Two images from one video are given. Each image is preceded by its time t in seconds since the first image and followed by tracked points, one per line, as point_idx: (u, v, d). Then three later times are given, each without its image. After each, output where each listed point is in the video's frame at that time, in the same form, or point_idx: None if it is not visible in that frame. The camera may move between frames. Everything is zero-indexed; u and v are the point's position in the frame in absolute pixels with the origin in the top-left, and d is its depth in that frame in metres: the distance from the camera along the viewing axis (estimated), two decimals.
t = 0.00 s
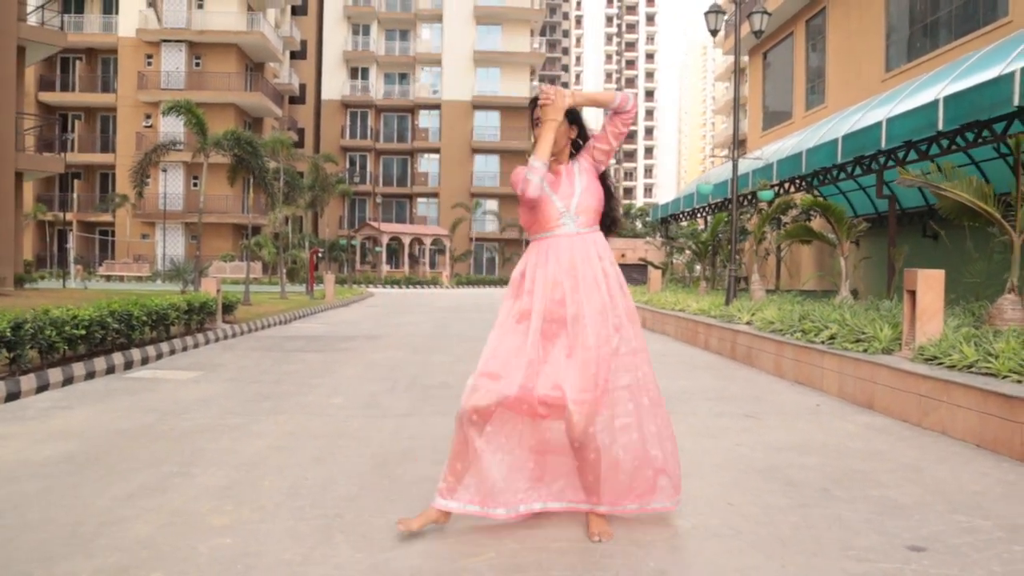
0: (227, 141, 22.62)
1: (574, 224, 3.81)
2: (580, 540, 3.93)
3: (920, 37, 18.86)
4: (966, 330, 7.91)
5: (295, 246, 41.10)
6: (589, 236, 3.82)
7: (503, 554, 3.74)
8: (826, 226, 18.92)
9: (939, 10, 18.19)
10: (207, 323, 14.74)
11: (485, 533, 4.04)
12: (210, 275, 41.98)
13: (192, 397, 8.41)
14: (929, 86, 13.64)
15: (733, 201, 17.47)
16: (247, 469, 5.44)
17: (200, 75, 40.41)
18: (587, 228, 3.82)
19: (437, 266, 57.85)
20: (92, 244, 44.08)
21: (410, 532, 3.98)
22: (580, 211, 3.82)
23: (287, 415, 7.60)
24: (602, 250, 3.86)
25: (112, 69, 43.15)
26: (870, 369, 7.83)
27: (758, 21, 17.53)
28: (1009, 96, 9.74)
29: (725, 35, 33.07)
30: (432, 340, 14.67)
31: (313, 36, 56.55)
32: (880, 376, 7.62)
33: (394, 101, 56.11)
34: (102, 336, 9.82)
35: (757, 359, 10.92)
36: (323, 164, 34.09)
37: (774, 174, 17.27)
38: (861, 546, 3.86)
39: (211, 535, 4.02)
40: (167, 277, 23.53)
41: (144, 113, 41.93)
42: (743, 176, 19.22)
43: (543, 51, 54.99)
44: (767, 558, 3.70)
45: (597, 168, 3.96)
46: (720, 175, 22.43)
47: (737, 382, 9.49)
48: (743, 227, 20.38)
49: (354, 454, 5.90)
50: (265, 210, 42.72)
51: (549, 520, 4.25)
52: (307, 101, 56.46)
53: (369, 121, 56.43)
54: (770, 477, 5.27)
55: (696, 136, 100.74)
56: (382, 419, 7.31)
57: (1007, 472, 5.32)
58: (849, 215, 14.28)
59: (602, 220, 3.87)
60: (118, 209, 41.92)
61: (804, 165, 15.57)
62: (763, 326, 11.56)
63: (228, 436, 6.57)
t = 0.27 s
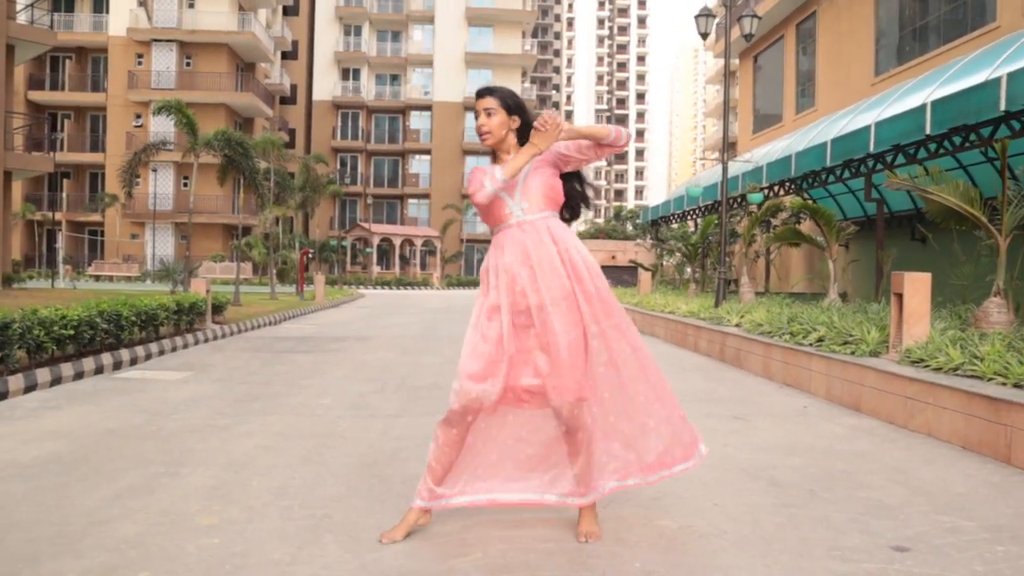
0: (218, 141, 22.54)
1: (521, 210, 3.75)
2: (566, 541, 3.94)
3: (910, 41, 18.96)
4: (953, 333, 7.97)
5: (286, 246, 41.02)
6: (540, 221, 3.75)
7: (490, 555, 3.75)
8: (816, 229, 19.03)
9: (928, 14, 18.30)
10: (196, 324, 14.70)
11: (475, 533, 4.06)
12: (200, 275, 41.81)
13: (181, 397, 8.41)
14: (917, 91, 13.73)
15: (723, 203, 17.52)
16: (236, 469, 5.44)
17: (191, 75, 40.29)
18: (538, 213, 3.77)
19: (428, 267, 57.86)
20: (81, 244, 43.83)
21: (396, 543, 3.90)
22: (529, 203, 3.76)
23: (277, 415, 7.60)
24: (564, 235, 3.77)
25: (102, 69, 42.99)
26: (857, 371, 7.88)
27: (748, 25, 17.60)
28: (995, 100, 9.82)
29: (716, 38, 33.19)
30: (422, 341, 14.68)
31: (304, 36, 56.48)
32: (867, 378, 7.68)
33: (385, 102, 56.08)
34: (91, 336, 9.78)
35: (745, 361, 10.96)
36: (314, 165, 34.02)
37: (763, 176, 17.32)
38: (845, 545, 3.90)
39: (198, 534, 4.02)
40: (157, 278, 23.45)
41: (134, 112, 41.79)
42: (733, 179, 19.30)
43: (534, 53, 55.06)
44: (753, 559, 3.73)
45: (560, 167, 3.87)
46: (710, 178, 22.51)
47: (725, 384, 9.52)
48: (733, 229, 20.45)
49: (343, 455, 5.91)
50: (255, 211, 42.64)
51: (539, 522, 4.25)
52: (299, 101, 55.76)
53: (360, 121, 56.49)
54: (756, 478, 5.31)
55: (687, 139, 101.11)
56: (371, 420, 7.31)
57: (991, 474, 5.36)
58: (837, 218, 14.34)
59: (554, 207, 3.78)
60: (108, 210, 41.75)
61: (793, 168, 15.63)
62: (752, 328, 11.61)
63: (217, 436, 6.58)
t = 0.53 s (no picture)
0: (211, 142, 22.52)
1: (454, 212, 3.77)
2: (560, 542, 3.95)
3: (903, 44, 19.04)
4: (944, 334, 8.01)
5: (279, 247, 40.96)
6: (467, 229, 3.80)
7: (485, 555, 3.76)
8: (809, 231, 19.10)
9: (920, 17, 18.37)
10: (190, 325, 14.67)
11: (469, 533, 4.07)
12: (194, 276, 41.73)
13: (174, 398, 8.40)
14: (909, 93, 13.79)
15: (716, 205, 17.57)
16: (230, 470, 5.44)
17: (184, 76, 40.24)
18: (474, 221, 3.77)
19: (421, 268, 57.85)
20: (74, 245, 43.70)
21: (386, 546, 3.87)
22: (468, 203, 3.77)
23: (271, 416, 7.61)
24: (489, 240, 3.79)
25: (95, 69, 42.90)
26: (849, 373, 7.92)
27: (741, 27, 17.65)
28: (987, 103, 9.87)
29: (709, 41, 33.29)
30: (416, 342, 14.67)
31: (298, 37, 56.47)
32: (860, 379, 7.71)
33: (379, 103, 56.07)
34: (84, 337, 9.76)
35: (738, 363, 11.00)
36: (308, 166, 33.99)
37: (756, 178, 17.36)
38: (838, 546, 3.92)
39: (192, 536, 4.02)
40: (150, 279, 23.40)
41: (127, 113, 41.68)
42: (726, 181, 19.35)
43: (529, 54, 55.06)
44: (746, 559, 3.75)
45: (516, 176, 3.87)
46: (704, 180, 22.58)
47: (719, 385, 9.55)
48: (727, 231, 20.51)
49: (337, 456, 5.91)
50: (249, 212, 42.59)
51: (533, 523, 4.26)
52: (292, 103, 56.09)
53: (354, 122, 56.82)
54: (749, 479, 5.32)
55: (681, 141, 101.29)
56: (364, 421, 7.32)
57: (983, 474, 5.39)
58: (830, 220, 14.38)
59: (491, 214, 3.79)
60: (101, 210, 41.65)
61: (786, 170, 15.67)
62: (745, 329, 11.64)
63: (211, 437, 6.57)
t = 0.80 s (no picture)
0: (214, 144, 22.54)
1: (414, 242, 3.90)
2: (562, 543, 3.95)
3: (905, 46, 19.03)
4: (947, 337, 8.01)
5: (281, 249, 40.96)
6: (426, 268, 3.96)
7: (489, 556, 3.76)
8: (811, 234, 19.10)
9: (922, 19, 18.37)
10: (192, 327, 14.68)
11: (469, 535, 4.07)
12: (196, 278, 41.72)
13: (177, 400, 8.41)
14: (910, 96, 13.79)
15: (718, 207, 17.56)
16: (232, 472, 5.45)
17: (187, 78, 40.38)
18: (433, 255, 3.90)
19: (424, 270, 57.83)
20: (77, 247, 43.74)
21: (385, 549, 3.86)
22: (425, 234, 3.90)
23: (273, 418, 7.63)
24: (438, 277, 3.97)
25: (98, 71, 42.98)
26: (852, 375, 7.92)
27: (743, 30, 17.66)
28: (989, 105, 9.87)
29: (711, 43, 33.33)
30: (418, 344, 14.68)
31: (301, 39, 56.55)
32: (862, 382, 7.71)
33: (381, 105, 56.09)
34: (86, 340, 9.77)
35: (740, 365, 10.99)
36: (310, 168, 34.01)
37: (758, 181, 17.35)
38: (840, 548, 3.92)
39: (194, 537, 4.03)
40: (152, 281, 23.40)
41: (129, 115, 41.71)
42: (728, 183, 19.35)
43: (531, 56, 55.09)
44: (748, 561, 3.75)
45: (473, 217, 3.97)
46: (706, 182, 22.58)
47: (721, 388, 9.54)
48: (729, 233, 20.50)
49: (340, 458, 5.92)
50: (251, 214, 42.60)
51: (536, 524, 4.27)
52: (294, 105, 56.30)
53: (357, 124, 56.53)
54: (751, 481, 5.32)
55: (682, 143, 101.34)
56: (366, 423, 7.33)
57: (985, 476, 5.39)
58: (832, 222, 14.37)
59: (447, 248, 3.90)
60: (103, 212, 41.68)
61: (788, 173, 15.66)
62: (747, 332, 11.63)
63: (214, 439, 6.58)
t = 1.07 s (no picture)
0: (220, 146, 22.60)
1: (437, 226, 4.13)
2: (569, 545, 3.96)
3: (911, 47, 18.99)
4: (954, 338, 8.00)
5: (287, 251, 41.03)
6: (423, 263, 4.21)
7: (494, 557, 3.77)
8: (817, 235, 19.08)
9: (929, 20, 18.34)
10: (199, 329, 14.72)
11: (476, 536, 4.08)
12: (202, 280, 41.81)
13: (183, 401, 8.44)
14: (917, 97, 13.77)
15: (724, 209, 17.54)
16: (239, 472, 5.47)
17: (193, 80, 40.62)
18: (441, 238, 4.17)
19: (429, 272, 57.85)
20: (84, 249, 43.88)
21: (393, 549, 3.87)
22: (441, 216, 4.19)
23: (280, 419, 7.65)
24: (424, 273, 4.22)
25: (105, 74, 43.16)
26: (858, 377, 7.91)
27: (749, 31, 17.64)
28: (996, 107, 9.85)
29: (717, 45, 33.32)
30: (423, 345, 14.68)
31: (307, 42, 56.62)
32: (868, 384, 7.70)
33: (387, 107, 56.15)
34: (93, 341, 9.81)
35: (746, 366, 10.99)
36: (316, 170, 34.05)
37: (764, 182, 17.34)
38: (846, 549, 3.92)
39: (202, 537, 4.05)
40: (159, 283, 23.46)
41: (136, 117, 41.83)
42: (734, 185, 19.34)
43: (537, 58, 55.12)
44: (755, 562, 3.75)
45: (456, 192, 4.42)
46: (712, 184, 22.58)
47: (727, 389, 9.54)
48: (735, 235, 20.48)
49: (346, 459, 5.93)
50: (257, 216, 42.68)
51: (543, 526, 4.27)
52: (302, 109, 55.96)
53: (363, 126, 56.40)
54: (757, 482, 5.32)
55: (688, 144, 101.26)
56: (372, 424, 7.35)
57: (992, 478, 5.38)
58: (838, 224, 14.35)
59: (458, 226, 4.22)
60: (110, 214, 41.82)
61: (794, 174, 15.64)
62: (753, 333, 11.62)
63: (220, 440, 6.61)
